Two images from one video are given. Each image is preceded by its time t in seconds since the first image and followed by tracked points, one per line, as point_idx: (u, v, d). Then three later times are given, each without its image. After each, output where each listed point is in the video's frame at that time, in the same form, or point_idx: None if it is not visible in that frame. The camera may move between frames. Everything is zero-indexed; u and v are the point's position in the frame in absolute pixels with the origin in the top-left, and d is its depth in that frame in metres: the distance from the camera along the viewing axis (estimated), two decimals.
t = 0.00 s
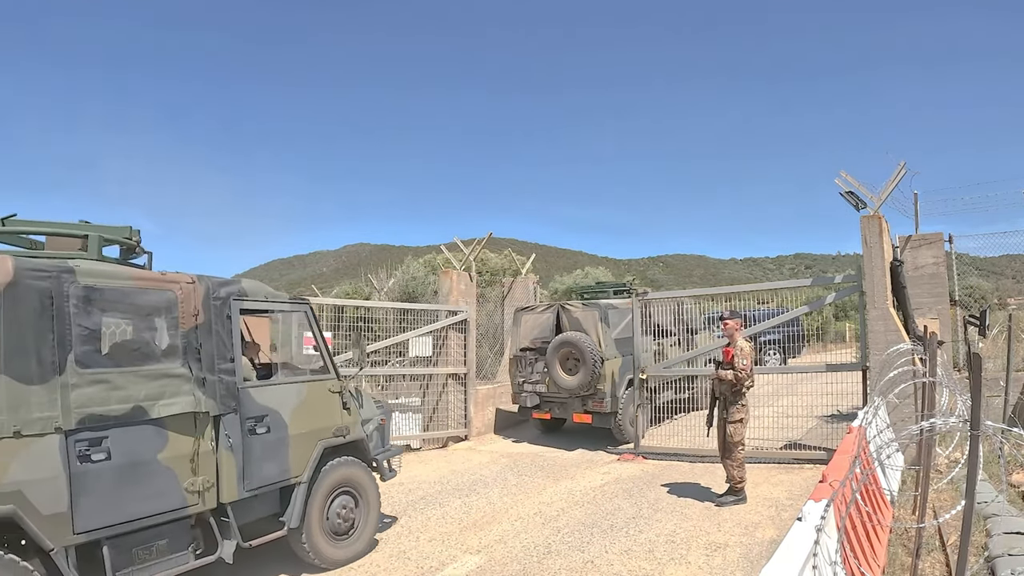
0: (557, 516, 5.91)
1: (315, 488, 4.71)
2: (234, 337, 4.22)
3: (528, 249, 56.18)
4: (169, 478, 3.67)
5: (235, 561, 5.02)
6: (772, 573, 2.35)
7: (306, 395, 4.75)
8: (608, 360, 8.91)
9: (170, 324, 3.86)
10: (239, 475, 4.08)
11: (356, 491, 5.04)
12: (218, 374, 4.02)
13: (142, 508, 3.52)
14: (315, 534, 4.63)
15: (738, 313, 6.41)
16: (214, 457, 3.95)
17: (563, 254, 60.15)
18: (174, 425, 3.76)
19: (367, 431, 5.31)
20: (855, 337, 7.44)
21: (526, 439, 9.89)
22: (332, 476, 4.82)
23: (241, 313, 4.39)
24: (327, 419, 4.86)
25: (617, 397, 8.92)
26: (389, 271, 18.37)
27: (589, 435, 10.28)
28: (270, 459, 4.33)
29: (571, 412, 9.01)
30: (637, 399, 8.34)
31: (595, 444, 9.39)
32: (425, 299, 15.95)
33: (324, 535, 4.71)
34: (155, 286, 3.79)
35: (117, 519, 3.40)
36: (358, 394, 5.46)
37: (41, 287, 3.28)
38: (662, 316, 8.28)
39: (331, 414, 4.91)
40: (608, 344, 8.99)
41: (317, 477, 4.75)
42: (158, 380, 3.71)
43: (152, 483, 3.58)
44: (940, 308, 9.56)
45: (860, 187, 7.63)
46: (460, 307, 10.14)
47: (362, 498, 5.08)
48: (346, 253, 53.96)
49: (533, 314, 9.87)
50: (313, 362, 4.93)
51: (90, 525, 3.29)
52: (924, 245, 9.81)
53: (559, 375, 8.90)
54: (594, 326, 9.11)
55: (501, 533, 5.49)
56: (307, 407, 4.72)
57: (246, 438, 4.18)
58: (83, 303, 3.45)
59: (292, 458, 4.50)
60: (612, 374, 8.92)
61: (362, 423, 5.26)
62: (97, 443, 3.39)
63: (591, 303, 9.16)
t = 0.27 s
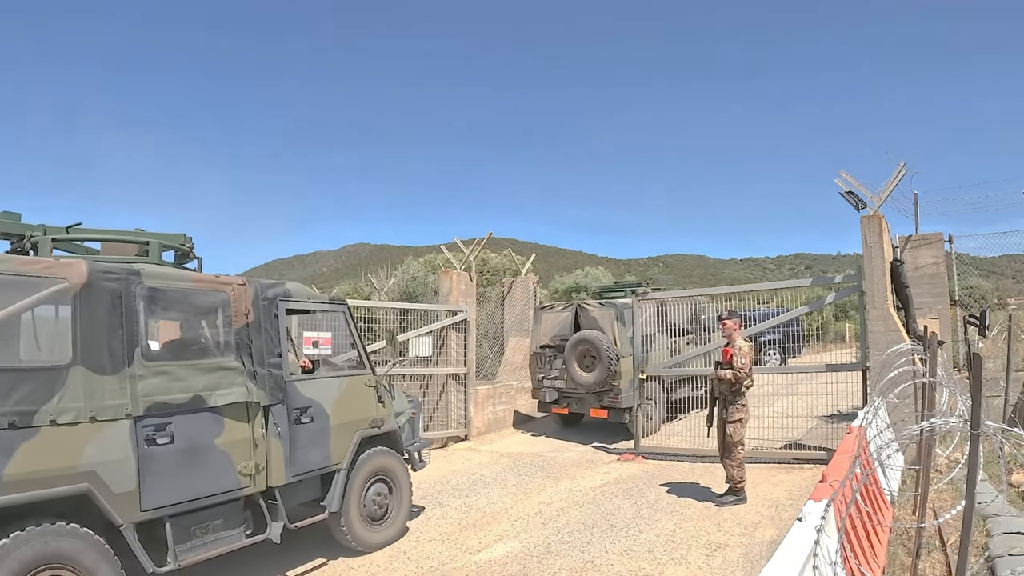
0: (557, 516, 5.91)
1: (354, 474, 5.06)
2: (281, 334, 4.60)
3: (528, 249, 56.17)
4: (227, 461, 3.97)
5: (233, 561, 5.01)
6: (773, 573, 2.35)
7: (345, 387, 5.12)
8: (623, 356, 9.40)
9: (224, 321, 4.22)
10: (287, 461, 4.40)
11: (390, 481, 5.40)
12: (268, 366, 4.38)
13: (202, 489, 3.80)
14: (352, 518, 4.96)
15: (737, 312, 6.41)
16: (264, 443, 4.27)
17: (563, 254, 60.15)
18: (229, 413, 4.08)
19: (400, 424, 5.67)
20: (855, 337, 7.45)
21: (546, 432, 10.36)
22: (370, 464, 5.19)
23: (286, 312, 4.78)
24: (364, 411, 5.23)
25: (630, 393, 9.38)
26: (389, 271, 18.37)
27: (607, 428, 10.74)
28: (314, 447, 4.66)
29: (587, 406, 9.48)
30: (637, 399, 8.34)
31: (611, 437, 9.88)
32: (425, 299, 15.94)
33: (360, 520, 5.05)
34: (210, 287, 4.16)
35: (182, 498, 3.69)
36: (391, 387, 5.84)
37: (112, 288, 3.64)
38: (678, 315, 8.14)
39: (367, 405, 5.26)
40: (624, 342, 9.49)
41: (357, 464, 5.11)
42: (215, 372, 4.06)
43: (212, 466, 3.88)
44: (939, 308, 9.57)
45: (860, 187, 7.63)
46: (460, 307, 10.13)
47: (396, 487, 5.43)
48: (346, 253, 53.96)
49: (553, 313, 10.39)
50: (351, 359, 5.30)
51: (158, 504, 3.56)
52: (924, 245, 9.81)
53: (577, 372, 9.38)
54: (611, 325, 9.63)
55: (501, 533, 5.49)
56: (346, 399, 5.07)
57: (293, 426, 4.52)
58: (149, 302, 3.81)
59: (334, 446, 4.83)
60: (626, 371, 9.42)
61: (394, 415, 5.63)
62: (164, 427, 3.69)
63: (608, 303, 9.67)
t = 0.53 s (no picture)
0: (557, 516, 5.91)
1: (390, 462, 5.49)
2: (323, 332, 5.04)
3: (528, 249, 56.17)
4: (281, 449, 4.36)
5: (233, 561, 5.01)
6: (773, 573, 2.35)
7: (381, 382, 5.55)
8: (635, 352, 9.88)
9: (276, 320, 4.63)
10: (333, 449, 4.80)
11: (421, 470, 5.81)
12: (314, 361, 4.81)
13: (260, 473, 4.17)
14: (387, 502, 5.36)
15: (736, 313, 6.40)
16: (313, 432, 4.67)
17: (563, 254, 60.14)
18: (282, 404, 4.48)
19: (430, 415, 6.11)
20: (855, 337, 7.45)
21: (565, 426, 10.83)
22: (402, 454, 5.61)
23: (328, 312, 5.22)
24: (399, 403, 5.67)
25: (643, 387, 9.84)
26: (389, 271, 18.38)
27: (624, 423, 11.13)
28: (354, 436, 5.08)
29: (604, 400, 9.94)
30: (637, 399, 8.34)
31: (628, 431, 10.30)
32: (425, 300, 15.94)
33: (394, 505, 5.44)
34: (265, 288, 4.56)
35: (242, 482, 4.06)
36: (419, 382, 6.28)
37: (180, 289, 4.03)
38: (693, 314, 8.13)
39: (400, 399, 5.70)
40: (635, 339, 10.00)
41: (391, 453, 5.53)
42: (270, 366, 4.45)
43: (269, 452, 4.27)
44: (939, 308, 9.57)
45: (860, 187, 7.63)
46: (460, 307, 10.13)
47: (426, 476, 5.84)
48: (346, 253, 53.97)
49: (570, 312, 10.92)
50: (384, 356, 5.73)
51: (223, 486, 3.94)
52: (924, 245, 9.81)
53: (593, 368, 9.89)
54: (625, 323, 10.14)
55: (501, 533, 5.49)
56: (383, 392, 5.51)
57: (336, 417, 4.94)
58: (212, 302, 4.20)
59: (371, 436, 5.25)
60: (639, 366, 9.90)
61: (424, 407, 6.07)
62: (228, 416, 4.08)
63: (622, 302, 10.20)
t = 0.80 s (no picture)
0: (558, 516, 5.91)
1: (422, 453, 5.90)
2: (365, 332, 5.51)
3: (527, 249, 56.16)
4: (326, 440, 4.83)
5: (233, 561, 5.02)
6: (774, 573, 2.34)
7: (417, 378, 6.00)
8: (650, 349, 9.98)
9: (322, 322, 5.10)
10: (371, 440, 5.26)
11: (451, 461, 6.21)
12: (357, 360, 5.28)
13: (307, 463, 4.65)
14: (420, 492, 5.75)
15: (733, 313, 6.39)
16: (354, 425, 5.14)
17: (563, 254, 60.14)
18: (326, 399, 4.94)
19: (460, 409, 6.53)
20: (855, 337, 7.45)
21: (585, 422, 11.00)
22: (434, 445, 6.02)
23: (369, 314, 5.69)
24: (432, 398, 6.13)
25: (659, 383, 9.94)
26: (389, 271, 18.38)
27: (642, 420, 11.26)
28: (392, 429, 5.54)
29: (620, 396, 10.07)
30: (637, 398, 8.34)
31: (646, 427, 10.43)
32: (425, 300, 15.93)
33: (427, 494, 5.83)
34: (312, 292, 5.05)
35: (291, 471, 4.52)
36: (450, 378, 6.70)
37: (239, 295, 4.49)
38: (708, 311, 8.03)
39: (433, 395, 6.15)
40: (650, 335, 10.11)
41: (423, 445, 5.94)
42: (316, 364, 4.92)
43: (315, 444, 4.74)
44: (940, 308, 9.57)
45: (860, 187, 7.63)
46: (460, 307, 10.13)
47: (455, 467, 6.24)
48: (346, 253, 53.97)
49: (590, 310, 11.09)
50: (418, 354, 6.17)
51: (275, 474, 4.40)
52: (925, 244, 9.80)
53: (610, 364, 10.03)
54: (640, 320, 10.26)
55: (501, 533, 5.49)
56: (418, 388, 5.97)
57: (377, 411, 5.41)
58: (267, 306, 4.67)
59: (408, 429, 5.71)
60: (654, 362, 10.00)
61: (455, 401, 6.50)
62: (281, 411, 4.56)
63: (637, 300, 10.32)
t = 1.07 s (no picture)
0: (557, 516, 5.92)
1: (451, 444, 6.28)
2: (400, 331, 5.92)
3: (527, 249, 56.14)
4: (366, 432, 5.26)
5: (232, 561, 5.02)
6: (774, 573, 2.34)
7: (446, 374, 6.39)
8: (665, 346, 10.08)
9: (361, 323, 5.51)
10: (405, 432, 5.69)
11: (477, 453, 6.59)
12: (393, 357, 5.71)
13: (350, 453, 5.08)
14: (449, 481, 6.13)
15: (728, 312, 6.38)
16: (389, 417, 5.57)
17: (563, 254, 60.13)
18: (366, 393, 5.37)
19: (483, 403, 6.89)
20: (854, 337, 7.45)
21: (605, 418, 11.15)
22: (462, 438, 6.41)
23: (403, 314, 6.10)
24: (457, 393, 6.52)
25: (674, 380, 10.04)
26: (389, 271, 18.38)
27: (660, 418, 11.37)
28: (423, 422, 5.95)
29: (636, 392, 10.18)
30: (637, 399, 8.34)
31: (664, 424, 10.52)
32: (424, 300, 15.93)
33: (455, 483, 6.21)
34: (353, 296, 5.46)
35: (336, 460, 4.94)
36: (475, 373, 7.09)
37: (291, 298, 4.87)
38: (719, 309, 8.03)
39: (460, 390, 6.54)
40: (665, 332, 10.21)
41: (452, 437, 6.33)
42: (357, 361, 5.33)
43: (356, 435, 5.16)
44: (940, 308, 9.57)
45: (860, 187, 7.62)
46: (462, 307, 10.15)
47: (480, 459, 6.62)
48: (346, 253, 53.99)
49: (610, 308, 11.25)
50: (445, 352, 6.55)
51: (322, 463, 4.82)
52: (925, 245, 9.80)
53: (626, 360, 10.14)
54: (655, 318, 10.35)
55: (501, 533, 5.49)
56: (448, 383, 6.37)
57: (410, 405, 5.83)
58: (314, 308, 5.05)
59: (438, 422, 6.12)
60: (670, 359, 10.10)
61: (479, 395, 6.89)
62: (328, 405, 4.97)
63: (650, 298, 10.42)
